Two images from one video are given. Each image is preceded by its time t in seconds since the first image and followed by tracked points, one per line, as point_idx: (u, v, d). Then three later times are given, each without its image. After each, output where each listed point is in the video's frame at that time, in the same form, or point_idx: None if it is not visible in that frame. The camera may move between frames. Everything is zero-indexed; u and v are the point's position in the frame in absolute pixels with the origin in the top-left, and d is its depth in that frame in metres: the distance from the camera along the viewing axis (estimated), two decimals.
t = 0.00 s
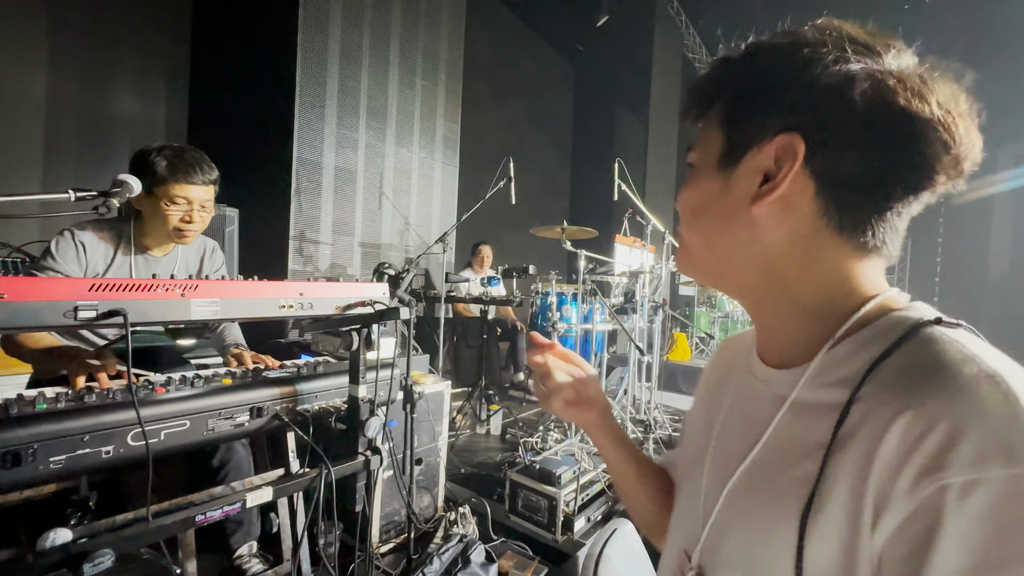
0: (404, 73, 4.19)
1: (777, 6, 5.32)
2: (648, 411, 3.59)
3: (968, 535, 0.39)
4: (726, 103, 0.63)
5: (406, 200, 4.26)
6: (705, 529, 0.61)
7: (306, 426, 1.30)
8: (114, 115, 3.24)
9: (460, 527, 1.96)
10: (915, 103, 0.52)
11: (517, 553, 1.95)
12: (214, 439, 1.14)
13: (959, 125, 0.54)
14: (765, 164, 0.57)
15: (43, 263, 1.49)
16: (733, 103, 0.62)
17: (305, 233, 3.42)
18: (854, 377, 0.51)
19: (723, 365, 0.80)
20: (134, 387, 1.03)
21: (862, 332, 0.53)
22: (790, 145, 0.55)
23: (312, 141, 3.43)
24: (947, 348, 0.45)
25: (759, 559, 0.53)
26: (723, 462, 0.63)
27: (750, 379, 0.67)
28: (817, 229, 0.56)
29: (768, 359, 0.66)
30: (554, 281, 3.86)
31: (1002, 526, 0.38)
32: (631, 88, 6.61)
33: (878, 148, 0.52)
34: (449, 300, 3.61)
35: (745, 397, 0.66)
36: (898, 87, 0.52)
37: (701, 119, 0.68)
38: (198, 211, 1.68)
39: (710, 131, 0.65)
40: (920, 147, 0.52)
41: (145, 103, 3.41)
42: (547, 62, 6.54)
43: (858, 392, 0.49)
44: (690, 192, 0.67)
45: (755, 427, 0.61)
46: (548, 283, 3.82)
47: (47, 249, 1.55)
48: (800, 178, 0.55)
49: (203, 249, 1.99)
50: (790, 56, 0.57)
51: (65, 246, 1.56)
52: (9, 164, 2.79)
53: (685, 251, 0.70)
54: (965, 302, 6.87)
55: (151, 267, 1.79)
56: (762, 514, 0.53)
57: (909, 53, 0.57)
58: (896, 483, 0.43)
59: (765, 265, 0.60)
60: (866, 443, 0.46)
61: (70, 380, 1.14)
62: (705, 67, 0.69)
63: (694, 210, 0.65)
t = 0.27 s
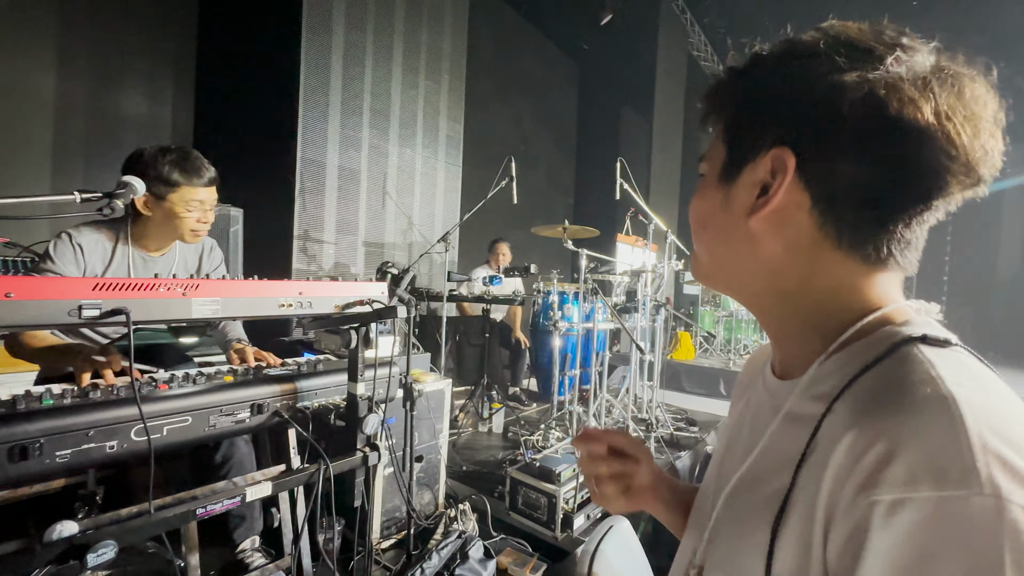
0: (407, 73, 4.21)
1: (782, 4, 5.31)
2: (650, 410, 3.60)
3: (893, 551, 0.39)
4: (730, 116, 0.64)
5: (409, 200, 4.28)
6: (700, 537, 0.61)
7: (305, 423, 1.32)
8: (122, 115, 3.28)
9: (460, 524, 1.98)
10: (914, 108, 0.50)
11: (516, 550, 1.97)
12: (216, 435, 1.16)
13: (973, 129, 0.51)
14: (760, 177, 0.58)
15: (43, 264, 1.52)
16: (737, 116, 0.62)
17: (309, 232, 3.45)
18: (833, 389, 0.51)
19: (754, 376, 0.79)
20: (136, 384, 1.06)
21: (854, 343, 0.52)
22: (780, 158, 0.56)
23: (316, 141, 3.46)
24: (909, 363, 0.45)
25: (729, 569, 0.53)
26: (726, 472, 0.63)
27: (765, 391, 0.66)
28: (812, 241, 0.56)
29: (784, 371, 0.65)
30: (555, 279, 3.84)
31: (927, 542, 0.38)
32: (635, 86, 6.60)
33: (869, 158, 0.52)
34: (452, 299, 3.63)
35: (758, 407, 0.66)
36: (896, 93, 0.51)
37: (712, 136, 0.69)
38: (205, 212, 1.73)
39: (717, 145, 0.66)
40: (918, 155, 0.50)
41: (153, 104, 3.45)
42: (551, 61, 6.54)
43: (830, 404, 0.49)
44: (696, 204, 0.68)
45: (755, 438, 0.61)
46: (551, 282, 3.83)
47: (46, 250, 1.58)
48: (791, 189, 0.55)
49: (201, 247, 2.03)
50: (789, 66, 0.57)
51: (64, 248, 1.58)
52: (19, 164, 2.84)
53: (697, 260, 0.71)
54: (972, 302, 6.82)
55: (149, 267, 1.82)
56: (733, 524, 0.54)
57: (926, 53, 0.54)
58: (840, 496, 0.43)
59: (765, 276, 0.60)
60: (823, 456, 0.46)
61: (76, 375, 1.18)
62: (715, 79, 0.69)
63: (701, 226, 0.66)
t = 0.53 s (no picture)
0: (411, 73, 4.24)
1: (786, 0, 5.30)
2: (654, 408, 3.61)
3: (890, 534, 0.40)
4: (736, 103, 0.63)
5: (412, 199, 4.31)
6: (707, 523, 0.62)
7: (308, 418, 1.35)
8: (130, 116, 3.33)
9: (462, 518, 2.01)
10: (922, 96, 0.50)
11: (518, 545, 2.00)
12: (221, 429, 1.19)
13: (978, 118, 0.51)
14: (763, 166, 0.58)
15: (43, 264, 1.57)
16: (741, 103, 0.62)
17: (314, 231, 3.49)
18: (834, 376, 0.51)
19: (757, 362, 0.79)
20: (144, 380, 1.09)
21: (854, 330, 0.53)
22: (784, 145, 0.55)
23: (321, 141, 3.50)
24: (910, 350, 0.45)
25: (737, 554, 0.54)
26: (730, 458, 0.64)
27: (768, 377, 0.67)
28: (815, 229, 0.56)
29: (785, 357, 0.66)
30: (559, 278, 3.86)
31: (924, 526, 0.38)
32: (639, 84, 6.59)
33: (872, 148, 0.51)
34: (455, 297, 3.65)
35: (762, 394, 0.66)
36: (901, 83, 0.50)
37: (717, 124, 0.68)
38: (212, 207, 1.78)
39: (721, 132, 0.66)
40: (922, 145, 0.50)
41: (159, 104, 3.50)
42: (555, 59, 6.55)
43: (831, 391, 0.50)
44: (701, 193, 0.67)
45: (759, 425, 0.62)
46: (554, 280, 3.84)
47: (45, 251, 1.62)
48: (795, 178, 0.55)
49: (200, 242, 2.06)
50: (794, 54, 0.57)
51: (62, 248, 1.62)
52: (29, 165, 2.89)
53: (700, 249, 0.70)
54: (980, 299, 6.77)
55: (148, 264, 1.86)
56: (742, 511, 0.55)
57: (935, 40, 0.54)
58: (839, 483, 0.44)
59: (769, 265, 0.60)
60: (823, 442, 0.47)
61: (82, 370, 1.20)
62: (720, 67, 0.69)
63: (705, 214, 0.66)
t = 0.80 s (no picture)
0: (404, 77, 4.24)
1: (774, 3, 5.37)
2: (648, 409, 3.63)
3: (921, 532, 0.43)
4: (737, 127, 0.65)
5: (406, 202, 4.31)
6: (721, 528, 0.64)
7: (307, 422, 1.35)
8: (120, 120, 3.31)
9: (459, 521, 2.01)
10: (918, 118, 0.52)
11: (514, 547, 2.01)
12: (219, 435, 1.19)
13: (971, 135, 0.53)
14: (769, 182, 0.60)
15: (27, 274, 1.57)
16: (742, 123, 0.64)
17: (307, 235, 3.48)
18: (844, 384, 0.54)
19: (754, 367, 0.82)
20: (142, 387, 1.09)
21: (862, 339, 0.55)
22: (790, 164, 0.58)
23: (314, 145, 3.49)
24: (921, 358, 0.48)
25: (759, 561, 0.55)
26: (740, 464, 0.66)
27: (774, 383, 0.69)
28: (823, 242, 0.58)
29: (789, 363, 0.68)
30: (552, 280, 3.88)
31: (955, 524, 0.41)
32: (630, 87, 6.63)
33: (874, 165, 0.54)
34: (449, 300, 3.66)
35: (768, 399, 0.69)
36: (899, 105, 0.53)
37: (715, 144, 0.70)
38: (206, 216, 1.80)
39: (722, 150, 0.68)
40: (921, 163, 0.53)
41: (150, 108, 3.48)
42: (547, 62, 6.58)
43: (844, 400, 0.52)
44: (705, 209, 0.69)
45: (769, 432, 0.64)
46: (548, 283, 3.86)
47: (31, 259, 1.63)
48: (803, 194, 0.58)
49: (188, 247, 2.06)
50: (792, 76, 0.59)
51: (47, 256, 1.62)
52: (18, 170, 2.87)
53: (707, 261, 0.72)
54: (969, 299, 6.85)
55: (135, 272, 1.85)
56: (757, 517, 0.57)
57: (922, 62, 0.56)
58: (868, 488, 0.46)
59: (776, 277, 0.63)
60: (844, 447, 0.49)
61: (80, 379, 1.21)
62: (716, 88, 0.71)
63: (711, 230, 0.68)
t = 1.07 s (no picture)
0: (400, 71, 4.22)
1: None
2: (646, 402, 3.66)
3: (958, 485, 0.45)
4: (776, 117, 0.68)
5: (404, 197, 4.30)
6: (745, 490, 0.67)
7: (312, 417, 1.36)
8: (113, 115, 3.28)
9: (462, 514, 2.02)
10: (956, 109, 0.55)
11: (517, 539, 2.03)
12: (226, 430, 1.19)
13: (1004, 124, 0.56)
14: (810, 168, 0.62)
15: (26, 270, 1.55)
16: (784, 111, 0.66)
17: (305, 231, 3.47)
18: (880, 356, 0.56)
19: (768, 348, 0.85)
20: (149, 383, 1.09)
21: (892, 317, 0.58)
22: (831, 150, 0.60)
23: (311, 140, 3.48)
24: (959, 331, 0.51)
25: (789, 513, 0.59)
26: (764, 433, 0.69)
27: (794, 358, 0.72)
28: (858, 226, 0.60)
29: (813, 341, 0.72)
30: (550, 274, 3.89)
31: (991, 477, 0.44)
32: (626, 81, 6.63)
33: (914, 152, 0.56)
34: (447, 295, 3.66)
35: (789, 373, 0.72)
36: (938, 95, 0.55)
37: (753, 135, 0.72)
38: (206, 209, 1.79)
39: (761, 137, 0.70)
40: (959, 150, 0.55)
41: (143, 103, 3.44)
42: (542, 56, 6.55)
43: (879, 370, 0.55)
44: (745, 195, 0.71)
45: (795, 401, 0.67)
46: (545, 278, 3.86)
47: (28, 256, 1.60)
48: (844, 180, 0.60)
49: (186, 242, 2.05)
50: (836, 67, 0.61)
51: (45, 253, 1.60)
52: (10, 166, 2.84)
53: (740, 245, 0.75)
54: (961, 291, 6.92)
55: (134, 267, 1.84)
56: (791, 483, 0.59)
57: (952, 56, 0.59)
58: (905, 444, 0.49)
59: (810, 260, 0.65)
60: (881, 412, 0.52)
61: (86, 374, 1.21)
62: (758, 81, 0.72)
63: (747, 215, 0.71)
